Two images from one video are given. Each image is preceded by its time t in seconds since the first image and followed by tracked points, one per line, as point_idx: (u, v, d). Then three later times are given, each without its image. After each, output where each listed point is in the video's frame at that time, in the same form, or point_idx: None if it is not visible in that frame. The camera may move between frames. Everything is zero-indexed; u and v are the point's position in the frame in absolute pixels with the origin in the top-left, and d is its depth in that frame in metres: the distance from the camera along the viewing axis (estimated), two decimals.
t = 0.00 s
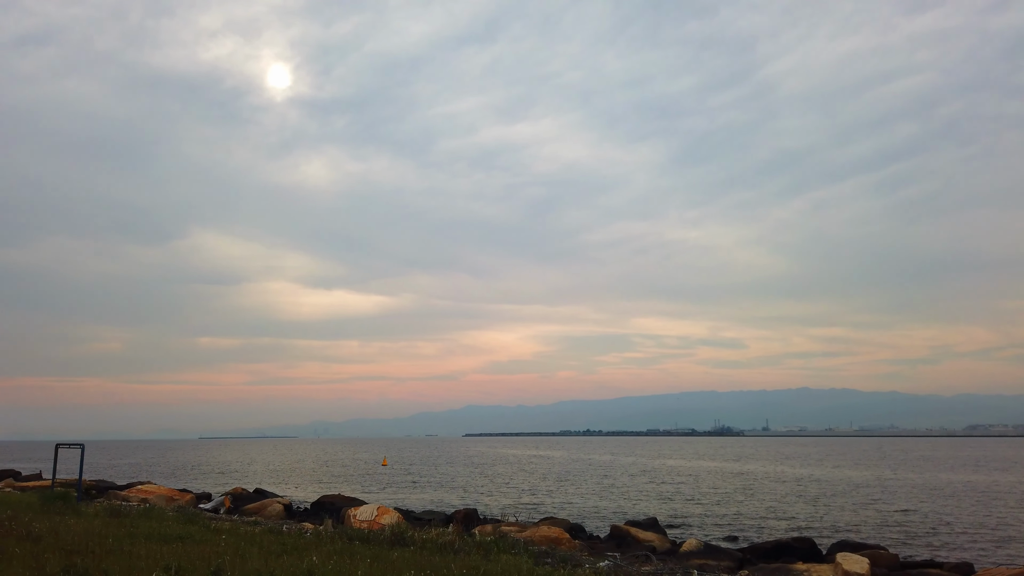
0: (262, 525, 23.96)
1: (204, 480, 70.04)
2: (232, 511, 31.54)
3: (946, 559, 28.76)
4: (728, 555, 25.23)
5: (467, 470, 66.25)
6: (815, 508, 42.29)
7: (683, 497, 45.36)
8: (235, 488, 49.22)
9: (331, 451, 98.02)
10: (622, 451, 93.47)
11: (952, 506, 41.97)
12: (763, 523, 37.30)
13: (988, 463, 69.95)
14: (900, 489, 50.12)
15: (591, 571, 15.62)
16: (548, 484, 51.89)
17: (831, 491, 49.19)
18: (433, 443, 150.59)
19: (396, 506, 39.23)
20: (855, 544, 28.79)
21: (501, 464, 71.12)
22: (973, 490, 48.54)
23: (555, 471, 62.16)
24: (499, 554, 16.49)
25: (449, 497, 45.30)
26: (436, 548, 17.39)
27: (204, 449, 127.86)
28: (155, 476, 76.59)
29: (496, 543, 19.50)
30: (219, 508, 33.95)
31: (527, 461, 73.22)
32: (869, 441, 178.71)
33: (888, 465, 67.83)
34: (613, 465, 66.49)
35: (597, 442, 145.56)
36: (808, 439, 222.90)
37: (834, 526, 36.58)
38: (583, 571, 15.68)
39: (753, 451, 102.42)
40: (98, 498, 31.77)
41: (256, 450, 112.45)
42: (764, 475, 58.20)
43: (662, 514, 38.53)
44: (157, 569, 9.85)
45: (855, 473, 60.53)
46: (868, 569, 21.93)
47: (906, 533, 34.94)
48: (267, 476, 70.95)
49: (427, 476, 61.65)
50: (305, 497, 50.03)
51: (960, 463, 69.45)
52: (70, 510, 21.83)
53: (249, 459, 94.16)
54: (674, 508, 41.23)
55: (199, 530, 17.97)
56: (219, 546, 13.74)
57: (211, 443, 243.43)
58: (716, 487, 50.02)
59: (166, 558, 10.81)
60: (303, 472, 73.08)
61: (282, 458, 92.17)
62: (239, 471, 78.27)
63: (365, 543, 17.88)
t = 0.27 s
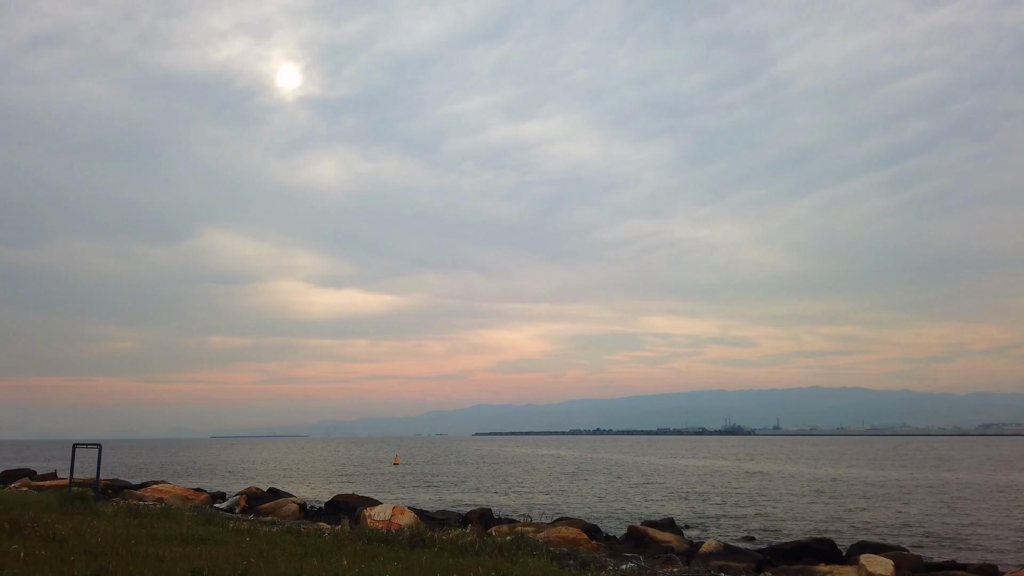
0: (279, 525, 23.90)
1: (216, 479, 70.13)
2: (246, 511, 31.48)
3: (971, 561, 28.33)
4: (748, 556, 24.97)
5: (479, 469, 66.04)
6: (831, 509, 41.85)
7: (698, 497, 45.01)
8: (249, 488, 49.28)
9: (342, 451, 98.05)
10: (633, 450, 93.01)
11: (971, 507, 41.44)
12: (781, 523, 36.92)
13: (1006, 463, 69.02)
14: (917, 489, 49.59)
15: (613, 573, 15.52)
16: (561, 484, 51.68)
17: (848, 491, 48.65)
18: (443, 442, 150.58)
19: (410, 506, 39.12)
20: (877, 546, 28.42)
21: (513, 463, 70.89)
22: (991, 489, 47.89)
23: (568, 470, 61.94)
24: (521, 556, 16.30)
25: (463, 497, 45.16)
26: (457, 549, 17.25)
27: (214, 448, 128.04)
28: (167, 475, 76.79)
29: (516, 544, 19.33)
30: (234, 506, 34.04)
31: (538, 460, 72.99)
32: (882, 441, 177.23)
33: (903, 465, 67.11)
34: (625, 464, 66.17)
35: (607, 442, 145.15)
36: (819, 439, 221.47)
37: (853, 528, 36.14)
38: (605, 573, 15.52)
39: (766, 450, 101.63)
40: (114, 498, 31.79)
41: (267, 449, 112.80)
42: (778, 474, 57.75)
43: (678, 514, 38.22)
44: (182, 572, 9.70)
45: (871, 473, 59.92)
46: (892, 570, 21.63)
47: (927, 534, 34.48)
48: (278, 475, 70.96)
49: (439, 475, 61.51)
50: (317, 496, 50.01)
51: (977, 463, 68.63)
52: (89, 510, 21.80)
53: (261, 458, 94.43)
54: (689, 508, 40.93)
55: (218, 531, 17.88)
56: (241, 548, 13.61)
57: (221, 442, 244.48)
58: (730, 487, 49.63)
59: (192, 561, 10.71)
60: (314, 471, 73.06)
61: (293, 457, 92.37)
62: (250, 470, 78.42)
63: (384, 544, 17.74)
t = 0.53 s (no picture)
0: (303, 524, 23.80)
1: (235, 479, 70.38)
2: (269, 510, 31.50)
3: (1006, 564, 27.68)
4: (777, 557, 24.56)
5: (497, 468, 65.80)
6: (857, 510, 41.17)
7: (721, 497, 44.53)
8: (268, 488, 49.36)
9: (359, 450, 98.10)
10: (651, 450, 92.37)
11: (1002, 507, 40.58)
12: (807, 525, 36.37)
13: None
14: (944, 490, 48.75)
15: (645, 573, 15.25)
16: (581, 484, 51.28)
17: (873, 492, 47.86)
18: (458, 442, 150.37)
19: (431, 505, 39.00)
20: (907, 548, 27.85)
21: (530, 463, 70.57)
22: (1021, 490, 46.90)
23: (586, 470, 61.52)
24: (551, 556, 16.08)
25: (483, 496, 44.93)
26: (485, 548, 17.05)
27: (232, 448, 128.75)
28: (186, 475, 77.21)
29: (544, 543, 19.16)
30: (256, 506, 34.14)
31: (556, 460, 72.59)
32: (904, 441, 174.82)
33: (928, 465, 65.99)
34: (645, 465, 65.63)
35: (624, 442, 144.17)
36: (838, 439, 218.74)
37: (882, 530, 35.49)
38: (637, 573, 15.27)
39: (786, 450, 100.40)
40: (140, 497, 32.01)
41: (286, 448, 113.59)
42: (800, 475, 57.07)
43: (702, 515, 37.81)
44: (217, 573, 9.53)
45: (895, 473, 58.95)
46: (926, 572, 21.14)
47: (958, 536, 33.78)
48: (296, 475, 71.06)
49: (457, 475, 61.29)
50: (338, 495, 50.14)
51: (1004, 463, 67.33)
52: (117, 509, 21.90)
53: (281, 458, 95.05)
54: (712, 508, 40.45)
55: (248, 529, 17.86)
56: (273, 548, 13.53)
57: (238, 442, 246.07)
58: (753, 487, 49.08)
59: (224, 563, 10.57)
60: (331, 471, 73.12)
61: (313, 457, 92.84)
62: (268, 470, 78.66)
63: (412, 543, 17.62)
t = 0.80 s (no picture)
0: (327, 525, 23.80)
1: (253, 479, 70.67)
2: (290, 510, 31.59)
3: None
4: (804, 559, 24.23)
5: (514, 469, 65.64)
6: (881, 513, 40.60)
7: (743, 499, 44.02)
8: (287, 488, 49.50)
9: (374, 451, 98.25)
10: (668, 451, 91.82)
11: None
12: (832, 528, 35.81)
13: None
14: (969, 492, 47.97)
15: None
16: (599, 485, 50.98)
17: (896, 494, 47.18)
18: (473, 442, 150.31)
19: (450, 506, 38.93)
20: (937, 551, 27.31)
21: (547, 464, 70.34)
22: None
23: (604, 471, 61.19)
24: (580, 558, 15.92)
25: (501, 497, 44.79)
26: (513, 550, 16.92)
27: (248, 448, 129.48)
28: (204, 475, 77.69)
29: (572, 544, 19.08)
30: (277, 505, 34.28)
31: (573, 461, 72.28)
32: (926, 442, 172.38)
33: (951, 467, 65.02)
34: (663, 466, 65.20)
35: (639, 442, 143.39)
36: (856, 439, 216.31)
37: (908, 533, 34.97)
38: None
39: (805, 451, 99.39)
40: (163, 497, 32.29)
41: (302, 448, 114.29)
42: (821, 476, 56.38)
43: (724, 517, 37.41)
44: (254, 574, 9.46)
45: (918, 475, 58.08)
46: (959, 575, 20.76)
47: (987, 539, 33.19)
48: (313, 475, 71.24)
49: (474, 476, 61.15)
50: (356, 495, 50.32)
51: None
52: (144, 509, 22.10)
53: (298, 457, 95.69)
54: (733, 510, 40.05)
55: (274, 530, 17.94)
56: (303, 548, 13.54)
57: (254, 441, 247.56)
58: (775, 488, 48.51)
59: (259, 566, 10.51)
60: (348, 471, 73.27)
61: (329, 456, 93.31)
62: (285, 470, 78.97)
63: (438, 544, 17.57)
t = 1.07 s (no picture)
0: (351, 525, 23.76)
1: (272, 479, 71.05)
2: (312, 510, 31.66)
3: None
4: (833, 562, 23.81)
5: (532, 470, 65.46)
6: (908, 515, 39.92)
7: (765, 501, 43.48)
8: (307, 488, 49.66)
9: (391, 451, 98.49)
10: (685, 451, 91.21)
11: None
12: (858, 530, 35.20)
13: None
14: (997, 494, 47.06)
15: None
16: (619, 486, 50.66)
17: (922, 497, 46.37)
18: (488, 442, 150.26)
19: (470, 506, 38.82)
20: (967, 554, 26.74)
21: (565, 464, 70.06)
22: None
23: (622, 472, 60.82)
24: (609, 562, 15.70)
25: (521, 498, 44.60)
26: (541, 553, 16.74)
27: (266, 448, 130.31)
28: (224, 475, 78.26)
29: (600, 546, 18.92)
30: (298, 505, 34.40)
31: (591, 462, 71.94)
32: (947, 443, 170.15)
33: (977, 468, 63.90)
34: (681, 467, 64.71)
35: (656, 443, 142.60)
36: (875, 440, 213.55)
37: (936, 535, 34.36)
38: None
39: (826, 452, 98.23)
40: (187, 497, 32.53)
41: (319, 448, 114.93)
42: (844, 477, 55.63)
43: (747, 518, 36.95)
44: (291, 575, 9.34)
45: (943, 476, 57.10)
46: None
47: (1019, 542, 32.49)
48: (332, 475, 71.49)
49: (493, 476, 61.03)
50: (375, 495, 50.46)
51: None
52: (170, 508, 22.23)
53: (315, 457, 96.30)
54: (756, 511, 39.60)
55: (300, 530, 17.95)
56: (332, 549, 13.51)
57: (271, 442, 249.23)
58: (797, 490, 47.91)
59: (294, 568, 10.42)
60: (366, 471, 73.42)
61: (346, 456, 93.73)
62: (304, 470, 79.32)
63: (464, 544, 17.47)
